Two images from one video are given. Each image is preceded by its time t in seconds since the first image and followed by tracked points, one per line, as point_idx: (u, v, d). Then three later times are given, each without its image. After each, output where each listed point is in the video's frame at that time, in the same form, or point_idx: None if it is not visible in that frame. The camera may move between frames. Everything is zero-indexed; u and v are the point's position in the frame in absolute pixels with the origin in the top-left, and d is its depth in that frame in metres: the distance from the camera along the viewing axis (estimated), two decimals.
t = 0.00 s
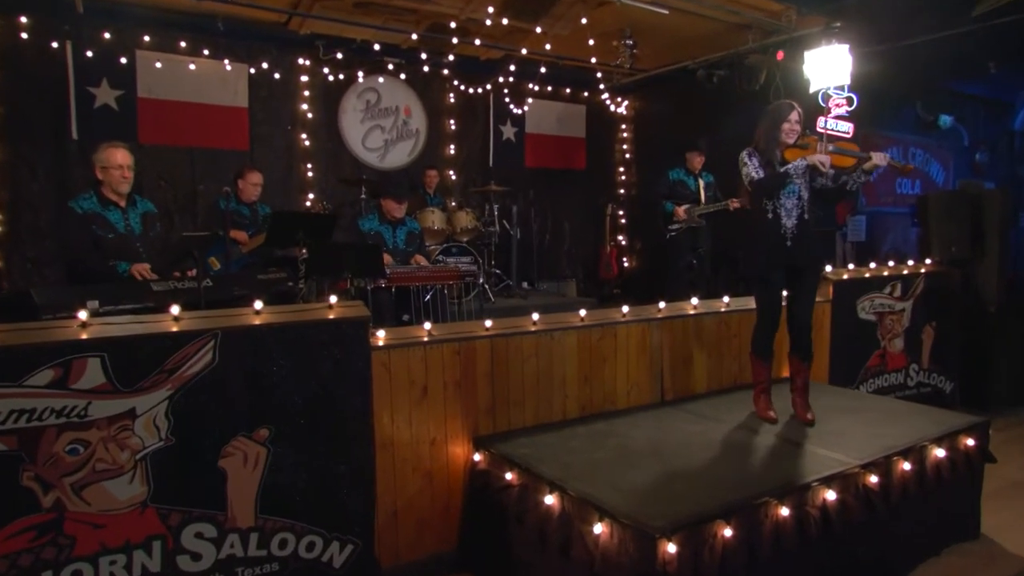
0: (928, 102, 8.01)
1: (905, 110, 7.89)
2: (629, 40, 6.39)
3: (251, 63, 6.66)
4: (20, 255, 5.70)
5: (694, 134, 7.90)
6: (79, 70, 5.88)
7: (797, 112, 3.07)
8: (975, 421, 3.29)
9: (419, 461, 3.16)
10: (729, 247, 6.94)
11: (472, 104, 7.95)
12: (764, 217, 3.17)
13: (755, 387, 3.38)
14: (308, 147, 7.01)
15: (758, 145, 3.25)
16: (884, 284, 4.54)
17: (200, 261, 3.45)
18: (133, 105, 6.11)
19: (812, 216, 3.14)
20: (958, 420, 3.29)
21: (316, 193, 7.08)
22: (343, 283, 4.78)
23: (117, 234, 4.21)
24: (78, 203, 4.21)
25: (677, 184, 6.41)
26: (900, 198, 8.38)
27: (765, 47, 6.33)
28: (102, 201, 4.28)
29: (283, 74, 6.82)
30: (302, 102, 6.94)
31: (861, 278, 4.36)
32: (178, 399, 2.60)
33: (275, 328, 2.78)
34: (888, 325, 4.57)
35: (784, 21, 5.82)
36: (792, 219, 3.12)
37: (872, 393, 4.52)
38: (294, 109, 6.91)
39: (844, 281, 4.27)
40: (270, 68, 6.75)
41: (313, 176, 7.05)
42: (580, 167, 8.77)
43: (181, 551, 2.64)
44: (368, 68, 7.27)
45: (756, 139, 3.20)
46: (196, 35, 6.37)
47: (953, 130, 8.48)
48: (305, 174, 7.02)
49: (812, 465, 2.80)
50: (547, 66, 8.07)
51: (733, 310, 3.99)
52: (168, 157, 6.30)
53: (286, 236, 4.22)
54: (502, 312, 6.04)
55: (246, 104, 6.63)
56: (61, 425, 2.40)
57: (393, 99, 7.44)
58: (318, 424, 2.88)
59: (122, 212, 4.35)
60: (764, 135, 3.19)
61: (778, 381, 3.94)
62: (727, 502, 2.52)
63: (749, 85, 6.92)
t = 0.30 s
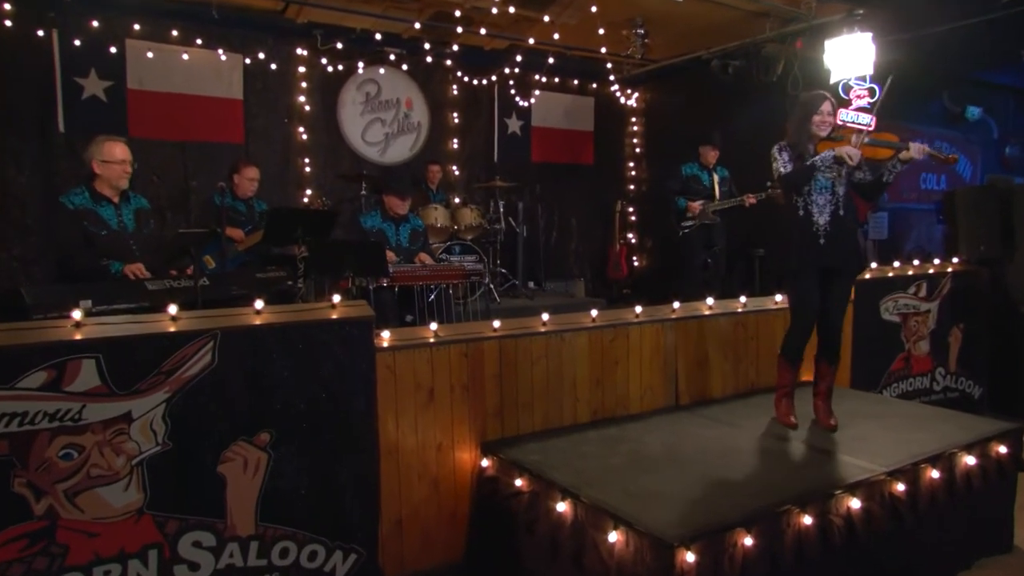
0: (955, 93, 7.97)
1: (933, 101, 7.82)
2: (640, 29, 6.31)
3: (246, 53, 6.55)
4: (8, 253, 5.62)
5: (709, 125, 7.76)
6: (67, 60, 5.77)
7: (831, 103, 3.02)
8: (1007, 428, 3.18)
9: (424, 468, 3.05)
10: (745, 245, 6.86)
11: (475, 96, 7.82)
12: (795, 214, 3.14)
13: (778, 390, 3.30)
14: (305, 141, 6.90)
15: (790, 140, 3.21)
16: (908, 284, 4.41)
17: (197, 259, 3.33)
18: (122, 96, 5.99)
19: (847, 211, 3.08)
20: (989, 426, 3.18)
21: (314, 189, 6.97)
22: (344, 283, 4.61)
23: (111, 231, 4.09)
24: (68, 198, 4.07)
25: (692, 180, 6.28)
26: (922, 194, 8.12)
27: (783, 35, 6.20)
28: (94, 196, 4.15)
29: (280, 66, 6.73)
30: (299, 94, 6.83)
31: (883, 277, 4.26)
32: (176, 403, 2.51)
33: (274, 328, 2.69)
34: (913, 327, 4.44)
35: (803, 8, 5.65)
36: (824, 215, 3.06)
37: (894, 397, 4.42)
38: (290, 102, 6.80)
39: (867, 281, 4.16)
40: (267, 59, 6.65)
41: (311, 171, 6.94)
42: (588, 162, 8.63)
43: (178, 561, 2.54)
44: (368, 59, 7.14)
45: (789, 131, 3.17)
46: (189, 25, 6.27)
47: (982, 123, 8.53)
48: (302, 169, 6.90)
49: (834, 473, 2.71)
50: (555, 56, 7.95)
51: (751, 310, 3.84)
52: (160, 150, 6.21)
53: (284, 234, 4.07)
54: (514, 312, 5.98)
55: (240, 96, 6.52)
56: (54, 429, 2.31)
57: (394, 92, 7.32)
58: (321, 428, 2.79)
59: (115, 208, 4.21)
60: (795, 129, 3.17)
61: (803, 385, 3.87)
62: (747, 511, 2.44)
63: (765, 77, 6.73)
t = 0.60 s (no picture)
0: (984, 82, 7.65)
1: (958, 93, 7.55)
2: (650, 16, 6.23)
3: (235, 42, 6.41)
4: None
5: (723, 113, 7.59)
6: (46, 47, 5.58)
7: (867, 98, 2.95)
8: None
9: (427, 476, 2.94)
10: (758, 243, 6.75)
11: (475, 87, 7.65)
12: (818, 212, 3.10)
13: (806, 396, 3.20)
14: (297, 133, 6.76)
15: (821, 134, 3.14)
16: (934, 284, 4.27)
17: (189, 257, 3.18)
18: (105, 85, 5.82)
19: (874, 213, 2.97)
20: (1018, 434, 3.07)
21: (307, 184, 6.84)
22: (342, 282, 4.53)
23: (96, 226, 3.94)
24: (53, 193, 3.95)
25: (703, 174, 6.13)
26: (948, 190, 7.70)
27: (801, 22, 6.12)
28: (80, 191, 4.05)
29: (272, 54, 6.59)
30: (292, 85, 6.69)
31: (909, 277, 4.14)
32: (169, 407, 2.42)
33: (270, 329, 2.59)
34: (939, 329, 4.33)
35: None
36: (848, 216, 2.99)
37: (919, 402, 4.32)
38: (283, 93, 6.67)
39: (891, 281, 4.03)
40: (258, 48, 6.51)
41: (304, 166, 6.80)
42: (596, 155, 8.47)
43: (171, 573, 2.44)
44: (364, 49, 6.98)
45: (820, 128, 3.11)
46: (175, 12, 6.14)
47: (1013, 113, 8.16)
48: (295, 163, 6.76)
49: (855, 483, 2.64)
50: (561, 45, 7.83)
51: (768, 311, 3.67)
52: (147, 143, 6.06)
53: (277, 231, 3.94)
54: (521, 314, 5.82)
55: (229, 87, 6.37)
56: (41, 435, 2.22)
57: (391, 82, 7.13)
58: (321, 434, 2.69)
59: (101, 204, 4.11)
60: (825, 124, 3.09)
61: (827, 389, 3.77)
62: (764, 520, 2.39)
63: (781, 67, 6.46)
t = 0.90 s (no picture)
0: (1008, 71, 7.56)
1: (982, 82, 7.47)
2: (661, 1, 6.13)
3: (220, 28, 6.10)
4: None
5: (732, 106, 7.48)
6: (17, 32, 5.27)
7: (892, 83, 2.83)
8: None
9: (427, 486, 2.81)
10: (773, 242, 6.62)
11: (473, 77, 7.41)
12: (835, 203, 2.98)
13: (805, 398, 3.09)
14: (286, 125, 6.47)
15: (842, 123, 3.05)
16: (958, 284, 4.11)
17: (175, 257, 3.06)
18: (81, 74, 5.51)
19: (893, 205, 2.84)
20: None
21: (296, 179, 6.52)
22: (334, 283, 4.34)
23: (75, 223, 3.82)
24: (29, 187, 3.76)
25: (715, 168, 5.92)
26: (972, 184, 7.57)
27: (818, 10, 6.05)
28: (58, 185, 3.85)
29: (259, 41, 6.29)
30: (280, 75, 6.40)
31: (930, 278, 3.97)
32: (156, 414, 2.31)
33: (263, 331, 2.47)
34: (964, 332, 4.17)
35: None
36: (864, 207, 2.86)
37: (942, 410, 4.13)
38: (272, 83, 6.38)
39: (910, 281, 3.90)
40: (245, 34, 6.21)
41: (293, 159, 6.50)
42: (598, 148, 8.24)
43: None
44: (357, 37, 6.70)
45: (843, 114, 3.00)
46: None
47: None
48: (283, 156, 6.45)
49: (875, 492, 2.52)
50: (563, 32, 7.59)
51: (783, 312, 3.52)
52: (123, 136, 5.71)
53: (265, 227, 3.73)
54: (525, 317, 5.56)
55: (214, 76, 6.05)
56: (20, 444, 2.11)
57: (385, 71, 6.87)
58: (317, 441, 2.58)
59: (81, 199, 3.91)
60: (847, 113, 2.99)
61: (843, 392, 3.64)
62: (780, 531, 2.28)
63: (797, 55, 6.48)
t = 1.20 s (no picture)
0: None
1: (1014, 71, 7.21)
2: None
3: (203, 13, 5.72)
4: None
5: (746, 100, 7.07)
6: None
7: (909, 72, 2.68)
8: None
9: (426, 498, 2.69)
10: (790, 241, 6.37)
11: (471, 67, 6.99)
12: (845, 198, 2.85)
13: (823, 405, 2.94)
14: (273, 116, 6.08)
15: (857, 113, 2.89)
16: (988, 285, 3.94)
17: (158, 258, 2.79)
18: (53, 61, 5.17)
19: (904, 201, 2.70)
20: None
21: (284, 173, 6.15)
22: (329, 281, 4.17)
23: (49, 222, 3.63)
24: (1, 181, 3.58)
25: (725, 163, 5.48)
26: (1000, 178, 7.35)
27: None
28: (32, 179, 3.65)
29: (244, 28, 5.89)
30: (266, 63, 6.00)
31: (958, 277, 3.83)
32: (140, 422, 2.21)
33: (255, 334, 2.36)
34: (993, 336, 3.99)
35: None
36: (874, 203, 2.73)
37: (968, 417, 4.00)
38: (257, 72, 5.97)
39: (935, 280, 3.75)
40: (230, 19, 5.82)
41: (279, 152, 6.12)
42: (604, 142, 7.79)
43: None
44: (348, 23, 6.29)
45: (857, 104, 2.86)
46: None
47: None
48: (271, 149, 6.08)
49: (899, 504, 2.39)
50: (567, 19, 7.20)
51: (801, 314, 3.35)
52: (96, 124, 5.37)
53: (247, 227, 3.52)
54: (525, 320, 5.36)
55: (196, 64, 5.66)
56: None
57: (378, 59, 6.46)
58: (313, 450, 2.47)
59: (57, 194, 3.72)
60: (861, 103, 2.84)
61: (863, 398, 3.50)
62: (799, 543, 2.16)
63: (813, 42, 6.23)
